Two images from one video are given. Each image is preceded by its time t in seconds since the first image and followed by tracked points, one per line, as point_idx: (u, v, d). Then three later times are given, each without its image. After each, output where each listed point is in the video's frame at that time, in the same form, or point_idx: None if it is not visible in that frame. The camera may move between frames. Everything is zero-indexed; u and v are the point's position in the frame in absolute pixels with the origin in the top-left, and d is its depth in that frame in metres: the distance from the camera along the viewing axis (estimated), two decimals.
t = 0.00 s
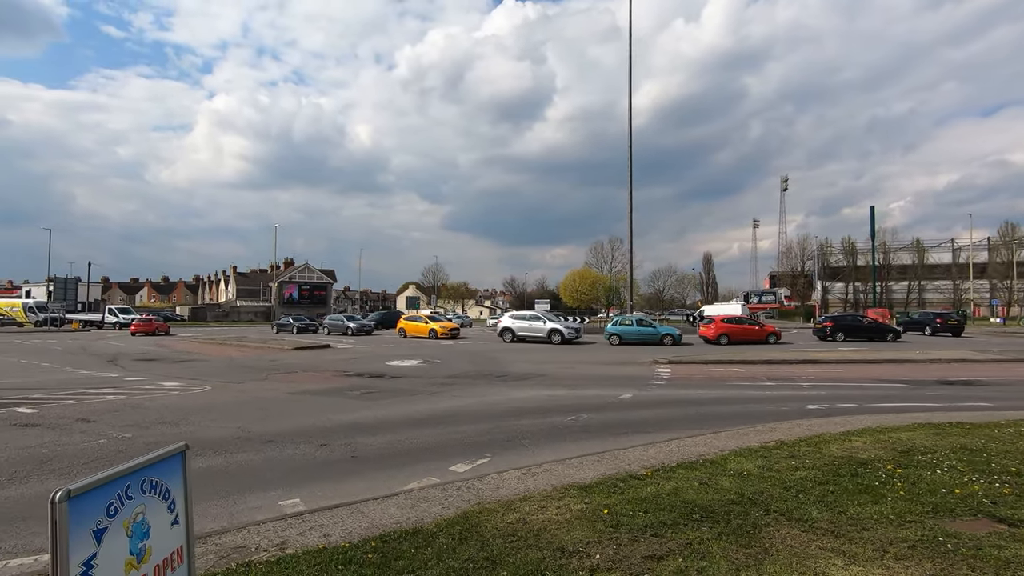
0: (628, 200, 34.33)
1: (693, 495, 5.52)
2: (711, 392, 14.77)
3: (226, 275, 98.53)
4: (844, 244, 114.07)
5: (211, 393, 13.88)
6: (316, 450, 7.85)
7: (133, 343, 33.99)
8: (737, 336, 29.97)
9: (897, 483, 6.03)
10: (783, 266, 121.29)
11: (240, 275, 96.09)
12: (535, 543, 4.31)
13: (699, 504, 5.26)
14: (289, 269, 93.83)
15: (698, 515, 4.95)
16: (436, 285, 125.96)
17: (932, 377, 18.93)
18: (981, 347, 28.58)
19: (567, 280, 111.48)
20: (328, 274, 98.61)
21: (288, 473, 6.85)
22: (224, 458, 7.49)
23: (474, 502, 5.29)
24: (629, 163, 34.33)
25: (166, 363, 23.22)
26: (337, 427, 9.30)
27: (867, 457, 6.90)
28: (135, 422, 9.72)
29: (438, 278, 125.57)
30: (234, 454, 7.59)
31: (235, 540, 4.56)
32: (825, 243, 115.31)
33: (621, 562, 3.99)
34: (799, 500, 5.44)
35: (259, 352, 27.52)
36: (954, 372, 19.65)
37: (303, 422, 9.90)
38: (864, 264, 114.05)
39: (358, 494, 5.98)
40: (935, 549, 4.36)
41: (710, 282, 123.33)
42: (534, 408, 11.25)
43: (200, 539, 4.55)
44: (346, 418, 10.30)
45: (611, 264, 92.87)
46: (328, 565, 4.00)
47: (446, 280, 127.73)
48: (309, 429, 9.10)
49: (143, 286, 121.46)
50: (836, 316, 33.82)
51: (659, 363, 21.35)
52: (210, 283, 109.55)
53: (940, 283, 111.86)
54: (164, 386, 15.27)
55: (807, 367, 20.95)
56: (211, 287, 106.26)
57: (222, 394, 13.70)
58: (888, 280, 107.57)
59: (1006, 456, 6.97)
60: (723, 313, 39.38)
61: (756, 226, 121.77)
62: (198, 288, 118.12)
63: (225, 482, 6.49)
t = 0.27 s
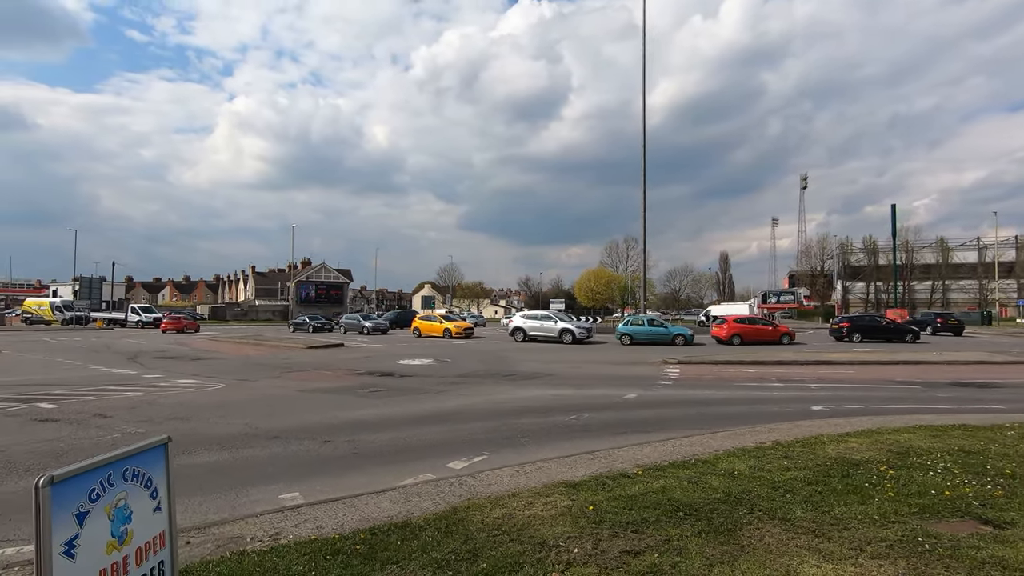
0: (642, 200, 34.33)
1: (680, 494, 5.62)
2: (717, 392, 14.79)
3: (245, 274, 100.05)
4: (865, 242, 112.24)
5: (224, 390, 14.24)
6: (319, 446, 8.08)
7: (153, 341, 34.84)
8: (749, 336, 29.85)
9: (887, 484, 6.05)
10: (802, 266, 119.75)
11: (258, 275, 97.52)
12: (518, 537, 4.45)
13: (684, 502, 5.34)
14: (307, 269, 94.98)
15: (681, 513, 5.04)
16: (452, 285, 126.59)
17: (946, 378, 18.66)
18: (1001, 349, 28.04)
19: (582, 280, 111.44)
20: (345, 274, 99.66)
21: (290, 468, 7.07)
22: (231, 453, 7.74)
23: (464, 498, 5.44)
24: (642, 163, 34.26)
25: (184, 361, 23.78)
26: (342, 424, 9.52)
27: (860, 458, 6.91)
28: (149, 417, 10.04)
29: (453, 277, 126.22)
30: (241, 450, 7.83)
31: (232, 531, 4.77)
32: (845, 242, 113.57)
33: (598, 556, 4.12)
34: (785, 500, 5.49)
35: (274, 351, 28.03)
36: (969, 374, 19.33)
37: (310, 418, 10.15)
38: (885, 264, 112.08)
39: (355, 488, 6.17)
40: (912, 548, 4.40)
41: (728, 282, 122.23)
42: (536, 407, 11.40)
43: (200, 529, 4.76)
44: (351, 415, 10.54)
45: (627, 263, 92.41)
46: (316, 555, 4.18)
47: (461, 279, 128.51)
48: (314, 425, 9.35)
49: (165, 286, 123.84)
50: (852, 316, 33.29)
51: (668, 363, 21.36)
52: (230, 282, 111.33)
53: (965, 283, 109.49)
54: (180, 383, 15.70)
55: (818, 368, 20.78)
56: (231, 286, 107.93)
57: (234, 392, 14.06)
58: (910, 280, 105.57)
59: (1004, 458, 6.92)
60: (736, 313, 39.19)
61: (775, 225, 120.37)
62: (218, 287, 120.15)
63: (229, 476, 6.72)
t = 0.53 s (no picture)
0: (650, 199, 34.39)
1: (657, 489, 5.74)
2: (717, 391, 14.85)
3: (259, 274, 101.22)
4: (881, 241, 110.86)
5: (231, 387, 14.57)
6: (315, 441, 8.30)
7: (167, 339, 35.50)
8: (757, 336, 29.80)
9: (867, 482, 6.10)
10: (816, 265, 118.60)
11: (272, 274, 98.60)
12: (492, 529, 4.60)
13: (661, 498, 5.45)
14: (319, 268, 95.92)
15: (655, 508, 5.15)
16: (463, 284, 127.14)
17: (953, 378, 18.52)
18: (1015, 349, 27.68)
19: (592, 279, 111.62)
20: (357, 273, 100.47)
21: (285, 462, 7.27)
22: (230, 448, 7.97)
23: (446, 492, 5.60)
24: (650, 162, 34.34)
25: (195, 359, 24.26)
26: (340, 421, 9.75)
27: (844, 457, 6.95)
28: (155, 412, 10.33)
29: (465, 277, 126.71)
30: (240, 444, 8.06)
31: (220, 520, 4.97)
32: (860, 241, 112.29)
33: (566, 547, 4.25)
34: (761, 496, 5.58)
35: (283, 349, 28.46)
36: (977, 374, 19.12)
37: (310, 415, 10.39)
38: (901, 263, 110.64)
39: (345, 481, 6.35)
40: (877, 543, 4.46)
41: (740, 281, 121.40)
42: (534, 406, 11.55)
43: (190, 519, 4.96)
44: (351, 412, 10.77)
45: (638, 262, 92.17)
46: (296, 543, 4.35)
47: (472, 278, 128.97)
48: (313, 421, 9.58)
49: (181, 285, 125.64)
50: (864, 316, 32.81)
51: (672, 363, 21.40)
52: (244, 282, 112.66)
53: (983, 282, 107.69)
54: (188, 380, 16.08)
55: (824, 368, 20.68)
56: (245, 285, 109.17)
57: (240, 389, 14.37)
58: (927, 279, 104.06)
59: (990, 457, 6.92)
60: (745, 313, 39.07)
61: (788, 224, 119.25)
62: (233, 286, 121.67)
63: (225, 469, 6.93)
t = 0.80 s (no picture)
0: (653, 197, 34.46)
1: (627, 481, 5.85)
2: (710, 388, 14.92)
3: (268, 272, 102.08)
4: (892, 239, 109.79)
5: (230, 383, 14.86)
6: (303, 434, 8.49)
7: (175, 337, 36.01)
8: (759, 333, 29.78)
9: (837, 475, 6.17)
10: (826, 263, 117.74)
11: (280, 273, 99.40)
12: (456, 517, 4.74)
13: (628, 489, 5.56)
14: (327, 267, 96.57)
15: (620, 498, 5.27)
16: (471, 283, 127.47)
17: (953, 375, 18.42)
18: (1021, 347, 27.42)
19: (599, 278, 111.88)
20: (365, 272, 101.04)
21: (271, 453, 7.46)
22: (219, 440, 8.18)
23: (419, 482, 5.75)
24: (654, 160, 34.42)
25: (200, 356, 24.64)
26: (331, 415, 9.96)
27: (820, 451, 7.01)
28: (151, 406, 10.59)
29: (472, 275, 127.01)
30: (229, 437, 8.28)
31: (198, 507, 5.15)
32: (871, 239, 111.32)
33: (524, 534, 4.38)
34: (728, 488, 5.68)
35: (287, 347, 28.82)
36: (978, 371, 19.00)
37: (302, 409, 10.61)
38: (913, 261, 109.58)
39: (325, 472, 6.53)
40: (832, 533, 4.55)
41: (749, 280, 120.76)
42: (524, 402, 11.70)
43: (168, 506, 5.14)
44: (343, 407, 10.97)
45: (645, 260, 91.94)
46: (266, 529, 4.52)
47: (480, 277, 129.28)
48: (303, 416, 9.79)
49: (191, 284, 126.94)
50: (868, 314, 32.43)
51: (670, 360, 21.45)
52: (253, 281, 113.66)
53: (997, 280, 106.33)
54: (190, 376, 16.40)
55: (823, 365, 20.63)
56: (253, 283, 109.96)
57: (239, 384, 14.66)
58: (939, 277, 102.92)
59: (966, 452, 6.94)
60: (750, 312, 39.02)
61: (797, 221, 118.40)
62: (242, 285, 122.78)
63: (212, 460, 7.14)
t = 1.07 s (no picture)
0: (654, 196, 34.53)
1: (602, 480, 5.92)
2: (704, 388, 14.97)
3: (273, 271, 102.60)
4: (900, 236, 109.02)
5: (227, 381, 15.03)
6: (291, 433, 8.61)
7: (178, 335, 36.31)
8: (759, 332, 29.79)
9: (813, 475, 6.20)
10: (832, 261, 117.14)
11: (286, 271, 99.89)
12: (427, 515, 4.81)
13: (602, 488, 5.62)
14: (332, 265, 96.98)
15: (592, 498, 5.33)
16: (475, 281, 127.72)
17: (952, 374, 18.34)
18: None
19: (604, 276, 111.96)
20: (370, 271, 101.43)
21: (257, 452, 7.58)
22: (208, 438, 8.31)
23: (396, 481, 5.83)
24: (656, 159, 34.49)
25: (201, 354, 24.87)
26: (321, 414, 10.08)
27: (800, 451, 7.04)
28: (145, 404, 10.74)
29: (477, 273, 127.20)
30: (218, 436, 8.40)
31: (177, 505, 5.26)
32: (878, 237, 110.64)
33: (490, 533, 4.45)
34: (701, 488, 5.73)
35: (288, 345, 29.04)
36: (977, 370, 18.91)
37: (293, 408, 10.75)
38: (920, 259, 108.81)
39: (308, 470, 6.63)
40: (796, 533, 4.59)
41: (754, 278, 120.34)
42: (514, 402, 11.80)
43: (148, 504, 5.26)
44: (334, 406, 11.10)
45: (650, 258, 91.75)
46: (239, 527, 4.61)
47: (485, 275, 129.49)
48: (294, 414, 9.92)
49: (197, 282, 127.66)
50: (870, 313, 32.13)
51: (668, 359, 21.49)
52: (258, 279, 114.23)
53: (1006, 278, 105.41)
54: (188, 375, 16.58)
55: (821, 364, 20.63)
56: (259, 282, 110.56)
57: (236, 383, 14.83)
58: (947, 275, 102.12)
59: (946, 452, 6.94)
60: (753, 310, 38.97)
61: (803, 219, 117.78)
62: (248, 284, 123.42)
63: (199, 458, 7.26)
